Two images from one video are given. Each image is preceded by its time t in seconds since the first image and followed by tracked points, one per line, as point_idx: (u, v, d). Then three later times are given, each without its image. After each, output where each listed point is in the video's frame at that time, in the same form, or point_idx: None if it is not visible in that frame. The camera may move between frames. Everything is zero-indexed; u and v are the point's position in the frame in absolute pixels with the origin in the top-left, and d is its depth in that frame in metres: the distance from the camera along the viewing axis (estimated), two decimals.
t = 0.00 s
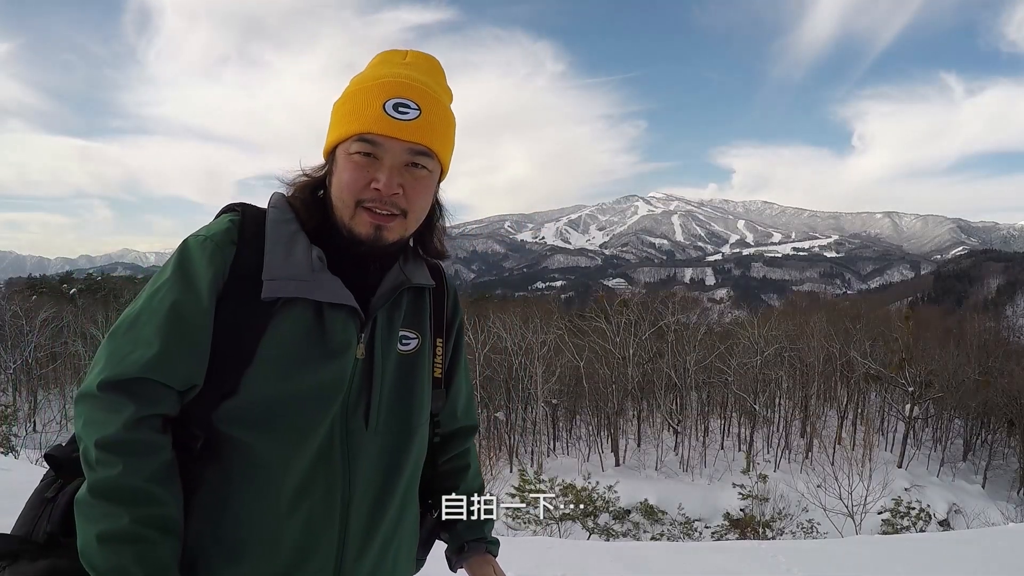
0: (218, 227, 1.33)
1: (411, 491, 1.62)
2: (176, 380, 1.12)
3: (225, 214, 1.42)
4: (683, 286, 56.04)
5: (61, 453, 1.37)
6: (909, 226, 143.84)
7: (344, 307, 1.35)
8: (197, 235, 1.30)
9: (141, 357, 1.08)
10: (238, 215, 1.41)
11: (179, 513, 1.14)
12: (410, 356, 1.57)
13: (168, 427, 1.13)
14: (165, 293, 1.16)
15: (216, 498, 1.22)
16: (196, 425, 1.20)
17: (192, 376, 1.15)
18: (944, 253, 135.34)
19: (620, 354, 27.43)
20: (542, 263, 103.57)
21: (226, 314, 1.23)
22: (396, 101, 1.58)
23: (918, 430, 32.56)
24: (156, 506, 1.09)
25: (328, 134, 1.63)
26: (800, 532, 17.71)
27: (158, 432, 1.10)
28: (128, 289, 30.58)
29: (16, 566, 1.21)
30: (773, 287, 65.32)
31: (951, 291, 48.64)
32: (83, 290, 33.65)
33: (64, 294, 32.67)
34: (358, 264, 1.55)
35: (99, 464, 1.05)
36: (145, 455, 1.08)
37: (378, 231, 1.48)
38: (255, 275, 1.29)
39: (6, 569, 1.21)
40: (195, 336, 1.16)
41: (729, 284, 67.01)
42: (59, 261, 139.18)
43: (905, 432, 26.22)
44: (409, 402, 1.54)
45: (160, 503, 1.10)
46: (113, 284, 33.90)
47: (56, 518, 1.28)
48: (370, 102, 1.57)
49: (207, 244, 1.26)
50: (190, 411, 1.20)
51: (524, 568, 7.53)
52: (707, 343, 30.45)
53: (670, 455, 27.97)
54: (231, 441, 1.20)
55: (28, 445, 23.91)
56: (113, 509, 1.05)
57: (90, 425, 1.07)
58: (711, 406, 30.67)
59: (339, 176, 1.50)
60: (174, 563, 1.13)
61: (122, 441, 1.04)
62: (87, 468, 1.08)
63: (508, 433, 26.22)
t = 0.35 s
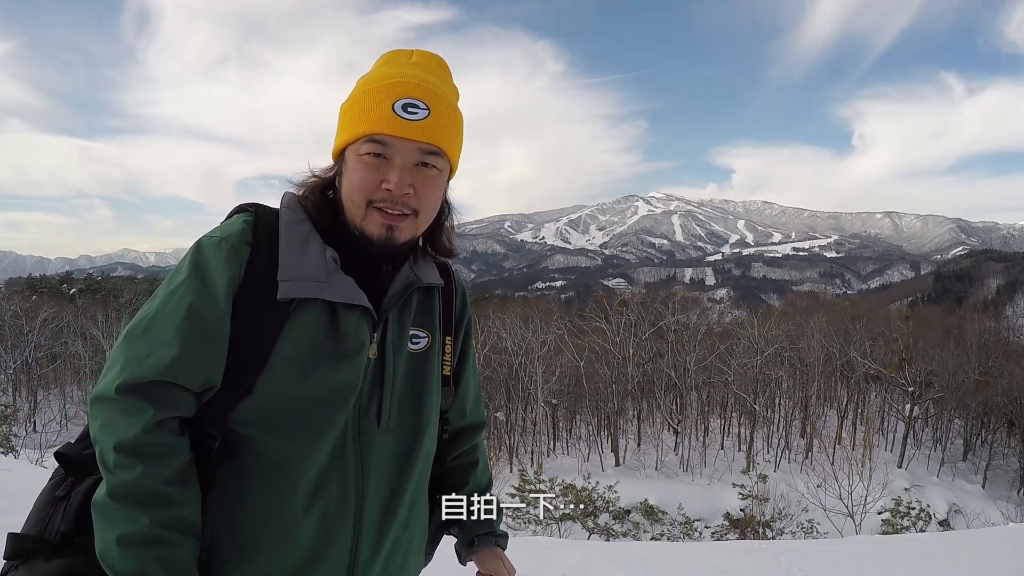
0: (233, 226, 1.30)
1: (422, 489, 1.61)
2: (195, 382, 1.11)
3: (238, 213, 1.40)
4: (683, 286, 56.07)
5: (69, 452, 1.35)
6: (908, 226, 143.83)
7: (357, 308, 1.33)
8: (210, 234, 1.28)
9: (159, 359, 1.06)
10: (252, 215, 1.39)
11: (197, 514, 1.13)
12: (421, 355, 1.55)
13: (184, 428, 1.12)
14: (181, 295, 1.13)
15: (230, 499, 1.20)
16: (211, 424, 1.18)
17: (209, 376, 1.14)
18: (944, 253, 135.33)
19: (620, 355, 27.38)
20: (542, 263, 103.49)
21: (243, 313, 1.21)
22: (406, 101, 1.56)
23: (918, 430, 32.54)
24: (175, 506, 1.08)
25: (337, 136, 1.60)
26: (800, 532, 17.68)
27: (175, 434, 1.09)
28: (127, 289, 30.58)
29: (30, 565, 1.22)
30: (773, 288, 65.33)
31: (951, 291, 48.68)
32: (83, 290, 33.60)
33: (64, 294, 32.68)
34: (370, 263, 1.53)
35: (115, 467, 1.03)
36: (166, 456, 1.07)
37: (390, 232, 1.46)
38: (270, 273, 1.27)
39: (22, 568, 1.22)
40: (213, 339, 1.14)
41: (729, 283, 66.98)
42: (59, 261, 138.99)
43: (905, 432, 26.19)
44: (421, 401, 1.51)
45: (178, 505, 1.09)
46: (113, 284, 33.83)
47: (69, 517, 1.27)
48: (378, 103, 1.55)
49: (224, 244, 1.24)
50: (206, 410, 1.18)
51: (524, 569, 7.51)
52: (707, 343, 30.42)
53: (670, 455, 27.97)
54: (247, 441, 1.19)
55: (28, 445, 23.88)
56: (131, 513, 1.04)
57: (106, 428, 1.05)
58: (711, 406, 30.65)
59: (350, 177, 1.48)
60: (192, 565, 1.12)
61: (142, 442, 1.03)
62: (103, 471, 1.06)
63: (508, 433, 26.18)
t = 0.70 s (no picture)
0: (246, 224, 1.34)
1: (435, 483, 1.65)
2: (208, 377, 1.14)
3: (250, 210, 1.43)
4: (683, 287, 56.11)
5: (89, 442, 1.38)
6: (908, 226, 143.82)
7: (368, 304, 1.36)
8: (223, 231, 1.31)
9: (175, 354, 1.10)
10: (264, 212, 1.43)
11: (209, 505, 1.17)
12: (429, 351, 1.58)
13: (197, 424, 1.16)
14: (195, 292, 1.17)
15: (242, 493, 1.24)
16: (223, 417, 1.22)
17: (223, 371, 1.17)
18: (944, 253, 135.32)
19: (620, 355, 27.38)
20: (542, 263, 103.45)
21: (255, 311, 1.25)
22: (414, 98, 1.60)
23: (918, 430, 32.57)
24: (188, 499, 1.12)
25: (347, 133, 1.64)
26: (800, 532, 17.70)
27: (188, 427, 1.13)
28: (128, 289, 30.57)
29: (49, 551, 1.25)
30: (773, 288, 65.37)
31: (951, 291, 48.68)
32: (83, 290, 33.53)
33: (64, 294, 32.74)
34: (381, 260, 1.57)
35: (130, 461, 1.07)
36: (178, 451, 1.11)
37: (400, 228, 1.50)
38: (282, 270, 1.30)
39: (38, 555, 1.25)
40: (228, 333, 1.18)
41: (729, 284, 66.99)
42: (59, 261, 139.13)
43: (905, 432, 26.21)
44: (429, 397, 1.55)
45: (192, 497, 1.13)
46: (113, 284, 33.78)
47: (83, 507, 1.30)
48: (388, 98, 1.59)
49: (237, 241, 1.26)
50: (219, 404, 1.22)
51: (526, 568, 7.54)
52: (707, 343, 30.44)
53: (671, 455, 28.01)
54: (260, 434, 1.23)
55: (28, 445, 23.94)
56: (145, 505, 1.07)
57: (123, 422, 1.08)
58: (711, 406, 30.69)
59: (360, 174, 1.51)
60: (205, 558, 1.16)
61: (156, 437, 1.07)
62: (120, 462, 1.10)
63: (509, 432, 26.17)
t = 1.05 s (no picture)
0: (208, 220, 1.34)
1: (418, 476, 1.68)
2: (176, 381, 1.16)
3: (216, 204, 1.44)
4: (683, 287, 56.11)
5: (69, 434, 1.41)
6: (908, 226, 143.84)
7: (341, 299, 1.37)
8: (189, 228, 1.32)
9: (141, 359, 1.13)
10: (230, 206, 1.43)
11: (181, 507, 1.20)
12: (406, 343, 1.58)
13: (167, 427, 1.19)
14: (159, 291, 1.18)
15: (212, 494, 1.28)
16: (193, 417, 1.26)
17: (190, 373, 1.19)
18: (944, 253, 135.31)
19: (620, 355, 27.37)
20: (542, 263, 103.40)
21: (219, 306, 1.25)
22: (396, 80, 1.61)
23: (917, 430, 32.59)
24: (160, 503, 1.16)
25: (322, 118, 1.65)
26: (800, 532, 17.64)
27: (160, 432, 1.16)
28: (127, 289, 30.56)
29: (25, 535, 1.25)
30: (773, 288, 65.38)
31: (951, 291, 48.69)
32: (83, 290, 33.47)
33: (64, 294, 32.73)
34: (355, 251, 1.59)
35: (103, 468, 1.11)
36: (147, 458, 1.14)
37: (379, 217, 1.52)
38: (248, 264, 1.31)
39: (16, 543, 1.25)
40: (191, 333, 1.19)
41: (730, 284, 66.97)
42: (59, 261, 139.19)
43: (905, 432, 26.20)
44: (407, 393, 1.55)
45: (164, 500, 1.16)
46: (114, 283, 33.81)
47: (60, 494, 1.31)
48: (367, 79, 1.60)
49: (198, 238, 1.27)
50: (188, 407, 1.25)
51: (526, 568, 7.56)
52: (707, 343, 30.43)
53: (670, 455, 28.04)
54: (229, 436, 1.26)
55: (29, 445, 23.94)
56: (115, 512, 1.11)
57: (94, 430, 1.12)
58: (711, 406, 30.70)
59: (338, 161, 1.52)
60: (180, 560, 1.20)
61: (125, 444, 1.11)
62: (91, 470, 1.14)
63: (509, 432, 26.10)
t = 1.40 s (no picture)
0: (19, 227, 1.27)
1: (296, 506, 1.35)
2: None
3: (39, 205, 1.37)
4: (683, 288, 56.05)
5: None
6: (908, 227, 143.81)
7: (155, 302, 1.23)
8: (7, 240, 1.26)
9: None
10: (47, 204, 1.35)
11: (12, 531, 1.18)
12: (253, 343, 1.32)
13: None
14: None
15: (45, 520, 1.21)
16: (20, 438, 1.18)
17: None
18: (944, 253, 135.29)
19: (620, 354, 27.22)
20: (542, 264, 103.33)
21: (30, 312, 1.19)
22: (235, 29, 1.38)
23: (918, 430, 32.47)
24: None
25: (144, 70, 1.40)
26: (801, 532, 17.47)
27: None
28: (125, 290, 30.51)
29: None
30: (773, 288, 65.34)
31: (951, 291, 48.63)
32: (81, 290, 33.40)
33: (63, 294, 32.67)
34: (176, 238, 1.41)
35: None
36: None
37: (211, 199, 1.33)
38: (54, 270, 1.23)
39: None
40: None
41: (730, 284, 66.85)
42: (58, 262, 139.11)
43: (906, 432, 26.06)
44: (255, 400, 1.30)
45: None
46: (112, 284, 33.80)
47: None
48: (195, 30, 1.35)
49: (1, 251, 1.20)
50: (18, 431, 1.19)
51: (524, 568, 7.41)
52: (706, 343, 30.28)
53: (670, 455, 27.92)
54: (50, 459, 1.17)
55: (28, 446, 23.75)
56: None
57: None
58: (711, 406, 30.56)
59: (161, 130, 1.32)
60: None
61: None
62: None
63: (508, 432, 25.93)
